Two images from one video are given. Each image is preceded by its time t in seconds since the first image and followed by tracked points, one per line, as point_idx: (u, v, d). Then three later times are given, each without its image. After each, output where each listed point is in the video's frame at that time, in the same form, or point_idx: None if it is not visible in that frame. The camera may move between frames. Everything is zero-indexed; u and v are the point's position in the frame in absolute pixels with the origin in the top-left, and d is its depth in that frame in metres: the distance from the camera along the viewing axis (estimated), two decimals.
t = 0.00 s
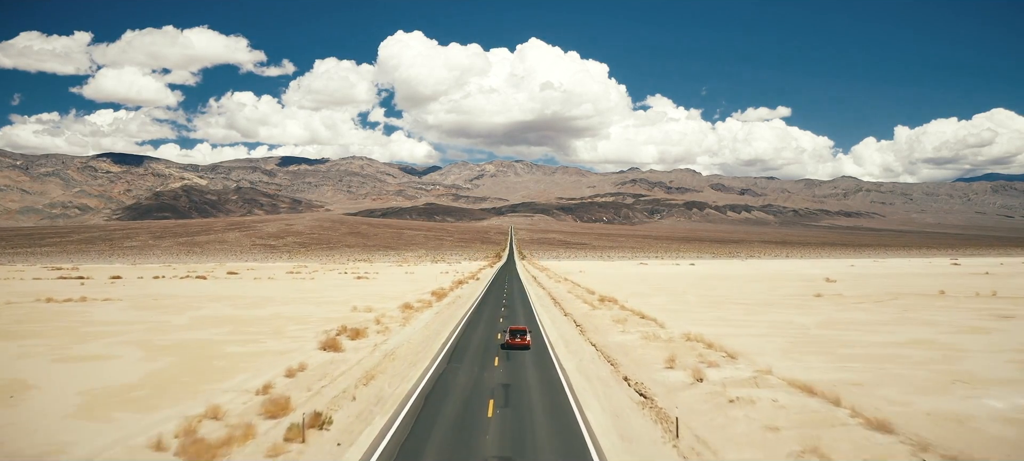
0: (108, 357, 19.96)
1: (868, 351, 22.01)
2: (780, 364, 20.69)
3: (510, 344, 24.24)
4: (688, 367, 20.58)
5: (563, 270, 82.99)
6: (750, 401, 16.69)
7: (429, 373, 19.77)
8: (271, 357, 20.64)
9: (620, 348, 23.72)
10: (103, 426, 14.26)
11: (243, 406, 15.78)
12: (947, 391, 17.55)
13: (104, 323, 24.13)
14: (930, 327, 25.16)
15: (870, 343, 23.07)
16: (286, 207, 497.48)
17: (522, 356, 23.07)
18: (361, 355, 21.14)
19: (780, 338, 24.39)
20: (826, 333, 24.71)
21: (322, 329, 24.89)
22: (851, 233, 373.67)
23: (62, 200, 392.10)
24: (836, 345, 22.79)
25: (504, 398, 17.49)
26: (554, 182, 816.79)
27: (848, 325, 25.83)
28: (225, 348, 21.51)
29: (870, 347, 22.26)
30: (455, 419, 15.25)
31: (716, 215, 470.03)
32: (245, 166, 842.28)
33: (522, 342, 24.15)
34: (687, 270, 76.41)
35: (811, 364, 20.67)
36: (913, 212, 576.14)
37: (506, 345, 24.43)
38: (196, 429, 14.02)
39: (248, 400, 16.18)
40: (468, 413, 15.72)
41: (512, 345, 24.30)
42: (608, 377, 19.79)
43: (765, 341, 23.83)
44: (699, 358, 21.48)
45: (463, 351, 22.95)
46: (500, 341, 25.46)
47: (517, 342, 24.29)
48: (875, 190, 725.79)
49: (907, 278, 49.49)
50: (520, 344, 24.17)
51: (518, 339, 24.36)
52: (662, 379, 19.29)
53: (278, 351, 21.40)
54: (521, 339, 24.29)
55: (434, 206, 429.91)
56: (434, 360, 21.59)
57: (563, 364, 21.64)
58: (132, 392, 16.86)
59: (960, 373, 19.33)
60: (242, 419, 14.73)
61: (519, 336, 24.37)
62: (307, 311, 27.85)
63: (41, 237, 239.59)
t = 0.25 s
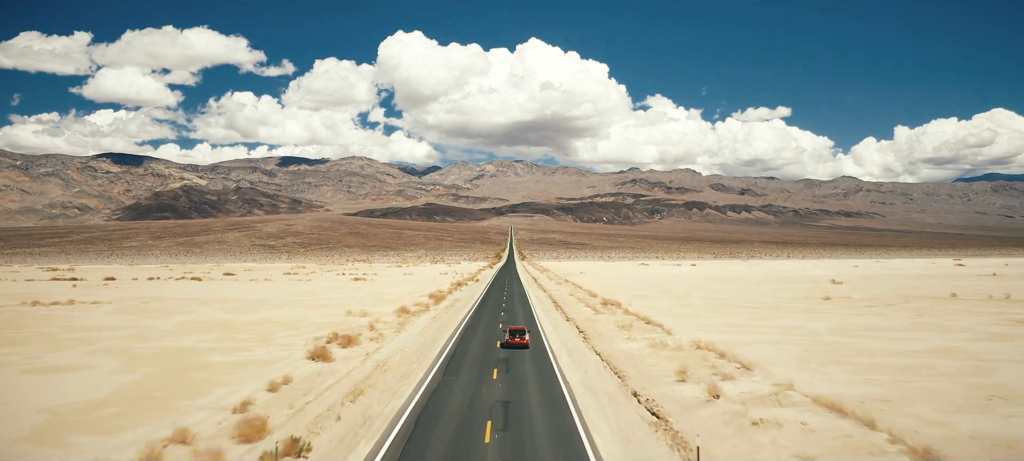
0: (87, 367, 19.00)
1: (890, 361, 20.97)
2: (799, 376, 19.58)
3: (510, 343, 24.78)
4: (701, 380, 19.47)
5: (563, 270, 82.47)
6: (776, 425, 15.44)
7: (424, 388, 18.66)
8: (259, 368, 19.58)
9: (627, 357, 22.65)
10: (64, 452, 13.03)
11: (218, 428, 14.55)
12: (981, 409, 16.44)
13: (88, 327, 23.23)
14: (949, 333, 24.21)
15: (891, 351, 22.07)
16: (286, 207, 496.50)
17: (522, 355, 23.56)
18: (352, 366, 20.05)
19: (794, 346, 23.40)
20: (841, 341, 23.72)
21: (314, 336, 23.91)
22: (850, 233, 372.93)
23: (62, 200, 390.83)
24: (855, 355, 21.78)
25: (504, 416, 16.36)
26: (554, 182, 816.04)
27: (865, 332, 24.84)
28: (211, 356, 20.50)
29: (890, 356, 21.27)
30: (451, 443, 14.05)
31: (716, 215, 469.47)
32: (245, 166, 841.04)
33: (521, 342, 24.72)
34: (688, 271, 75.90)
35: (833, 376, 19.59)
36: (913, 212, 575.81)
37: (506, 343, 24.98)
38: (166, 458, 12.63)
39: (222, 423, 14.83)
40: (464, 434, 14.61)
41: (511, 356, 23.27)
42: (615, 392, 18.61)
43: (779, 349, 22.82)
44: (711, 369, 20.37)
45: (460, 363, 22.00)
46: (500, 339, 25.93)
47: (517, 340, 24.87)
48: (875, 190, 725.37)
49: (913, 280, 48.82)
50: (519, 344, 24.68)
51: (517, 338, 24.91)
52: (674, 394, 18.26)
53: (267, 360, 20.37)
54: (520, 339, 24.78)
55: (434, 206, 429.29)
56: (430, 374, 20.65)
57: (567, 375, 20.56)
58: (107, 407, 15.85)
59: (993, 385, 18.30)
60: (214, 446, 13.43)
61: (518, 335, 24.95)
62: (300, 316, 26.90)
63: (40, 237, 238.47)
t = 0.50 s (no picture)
0: (53, 381, 17.39)
1: (919, 374, 19.39)
2: (826, 392, 17.77)
3: (510, 343, 23.98)
4: (717, 397, 17.29)
5: (563, 272, 81.30)
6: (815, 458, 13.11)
7: (415, 406, 16.21)
8: (237, 382, 17.71)
9: (633, 367, 20.50)
10: None
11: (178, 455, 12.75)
12: None
13: (60, 336, 21.63)
14: (974, 342, 22.76)
15: (918, 363, 20.51)
16: (286, 207, 495.46)
17: (522, 354, 22.63)
18: (339, 378, 17.88)
19: (814, 356, 21.79)
20: (864, 351, 22.14)
21: (301, 344, 22.08)
22: (851, 233, 371.91)
23: (61, 201, 389.76)
24: (881, 366, 20.19)
25: (503, 439, 13.85)
26: (554, 183, 815.28)
27: (886, 341, 23.32)
28: (187, 369, 18.76)
29: (920, 370, 19.58)
30: None
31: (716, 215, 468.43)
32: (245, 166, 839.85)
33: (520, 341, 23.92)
34: (690, 273, 74.76)
35: (861, 392, 17.84)
36: (913, 212, 574.94)
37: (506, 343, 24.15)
38: None
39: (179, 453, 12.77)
40: (459, 454, 12.87)
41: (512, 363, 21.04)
42: (623, 410, 16.39)
43: (798, 360, 21.16)
44: (729, 384, 18.43)
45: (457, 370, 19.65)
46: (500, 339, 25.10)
47: (517, 340, 24.10)
48: (875, 190, 724.54)
49: (924, 282, 47.55)
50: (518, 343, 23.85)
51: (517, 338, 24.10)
52: (691, 414, 15.88)
53: (247, 372, 18.53)
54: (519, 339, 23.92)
55: (434, 206, 428.29)
56: (423, 388, 17.99)
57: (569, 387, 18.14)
58: (63, 430, 14.10)
59: None
60: None
61: (518, 334, 24.16)
62: (288, 323, 25.24)
63: (39, 238, 237.40)
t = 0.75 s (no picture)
0: (21, 396, 16.03)
1: (947, 388, 18.18)
2: (852, 411, 16.41)
3: (508, 342, 23.58)
4: (736, 419, 15.69)
5: (564, 272, 80.56)
6: None
7: (406, 430, 14.04)
8: (218, 395, 16.40)
9: (642, 383, 18.83)
10: None
11: None
12: None
13: (37, 344, 20.35)
14: (997, 350, 21.73)
15: (943, 374, 19.35)
16: (285, 208, 494.53)
17: (521, 354, 22.30)
18: (326, 394, 16.15)
19: (831, 366, 20.58)
20: (884, 361, 21.00)
21: (290, 353, 20.81)
22: (851, 233, 371.43)
23: (60, 201, 388.42)
24: (905, 379, 19.00)
25: None
26: (554, 182, 814.76)
27: (908, 350, 22.15)
28: (167, 381, 17.46)
29: (949, 384, 18.37)
30: None
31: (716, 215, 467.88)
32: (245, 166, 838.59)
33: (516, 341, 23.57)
34: (691, 274, 74.17)
35: (889, 408, 16.50)
36: (913, 212, 574.73)
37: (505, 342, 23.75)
38: None
39: None
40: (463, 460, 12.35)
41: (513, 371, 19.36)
42: (634, 435, 14.56)
43: (816, 371, 19.96)
44: (747, 402, 16.92)
45: (454, 379, 18.09)
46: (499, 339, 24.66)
47: (515, 340, 23.72)
48: (875, 190, 724.20)
49: (931, 284, 46.77)
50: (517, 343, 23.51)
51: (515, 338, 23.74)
52: (710, 439, 14.29)
53: (230, 385, 17.19)
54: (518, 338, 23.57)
55: (433, 206, 427.55)
56: (417, 402, 16.09)
57: (575, 406, 16.40)
58: (21, 454, 12.67)
59: None
60: None
61: (516, 335, 23.81)
62: (279, 328, 24.08)
63: (38, 238, 236.08)
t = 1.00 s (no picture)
0: None
1: (988, 408, 16.71)
2: (890, 435, 14.85)
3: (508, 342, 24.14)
4: (764, 446, 13.89)
5: (565, 274, 79.63)
6: None
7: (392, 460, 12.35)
8: (191, 415, 15.00)
9: (654, 398, 17.30)
10: None
11: None
12: None
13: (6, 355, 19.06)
14: None
15: (979, 390, 17.95)
16: (285, 208, 493.48)
17: (520, 354, 22.67)
18: (308, 413, 14.67)
19: (856, 381, 19.15)
20: (912, 375, 19.62)
21: (275, 364, 19.48)
22: (851, 233, 370.42)
23: (60, 201, 387.34)
24: (940, 396, 17.56)
25: None
26: (554, 182, 813.48)
27: (934, 361, 20.88)
28: (136, 399, 16.01)
29: (988, 403, 16.96)
30: None
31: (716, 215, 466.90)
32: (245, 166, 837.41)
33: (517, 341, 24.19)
34: (694, 275, 73.17)
35: (930, 432, 14.97)
36: (914, 213, 573.77)
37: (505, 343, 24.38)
38: None
39: None
40: None
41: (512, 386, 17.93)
42: None
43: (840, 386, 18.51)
44: (771, 423, 15.25)
45: (448, 396, 16.67)
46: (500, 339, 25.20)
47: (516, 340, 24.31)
48: (875, 190, 723.19)
49: (938, 286, 45.85)
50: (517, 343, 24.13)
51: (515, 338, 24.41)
52: None
53: (205, 403, 15.80)
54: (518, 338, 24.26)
55: (433, 207, 426.59)
56: (407, 425, 14.44)
57: (581, 428, 14.84)
58: None
59: None
60: None
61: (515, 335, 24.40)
62: (266, 336, 22.85)
63: (36, 238, 234.92)
